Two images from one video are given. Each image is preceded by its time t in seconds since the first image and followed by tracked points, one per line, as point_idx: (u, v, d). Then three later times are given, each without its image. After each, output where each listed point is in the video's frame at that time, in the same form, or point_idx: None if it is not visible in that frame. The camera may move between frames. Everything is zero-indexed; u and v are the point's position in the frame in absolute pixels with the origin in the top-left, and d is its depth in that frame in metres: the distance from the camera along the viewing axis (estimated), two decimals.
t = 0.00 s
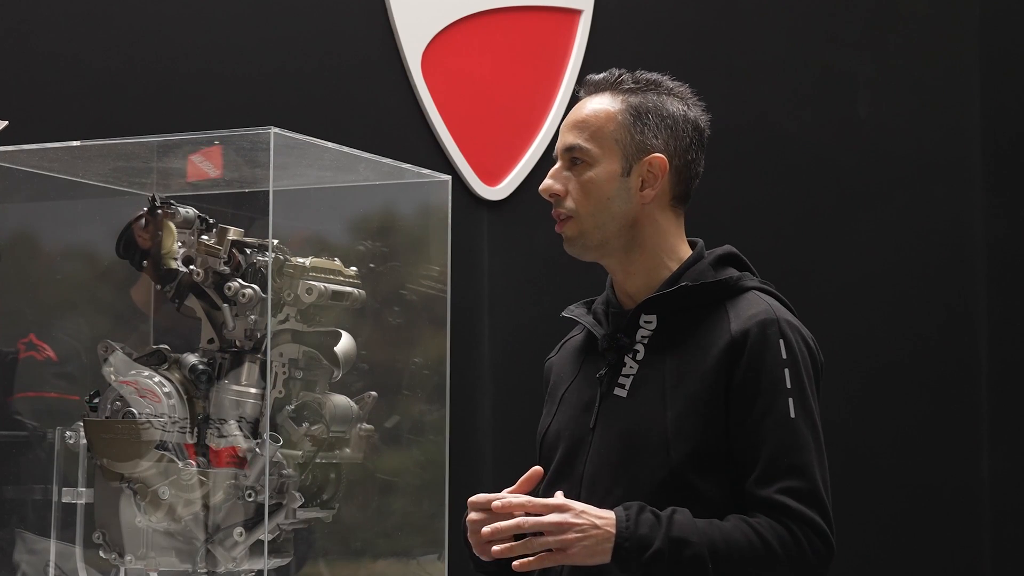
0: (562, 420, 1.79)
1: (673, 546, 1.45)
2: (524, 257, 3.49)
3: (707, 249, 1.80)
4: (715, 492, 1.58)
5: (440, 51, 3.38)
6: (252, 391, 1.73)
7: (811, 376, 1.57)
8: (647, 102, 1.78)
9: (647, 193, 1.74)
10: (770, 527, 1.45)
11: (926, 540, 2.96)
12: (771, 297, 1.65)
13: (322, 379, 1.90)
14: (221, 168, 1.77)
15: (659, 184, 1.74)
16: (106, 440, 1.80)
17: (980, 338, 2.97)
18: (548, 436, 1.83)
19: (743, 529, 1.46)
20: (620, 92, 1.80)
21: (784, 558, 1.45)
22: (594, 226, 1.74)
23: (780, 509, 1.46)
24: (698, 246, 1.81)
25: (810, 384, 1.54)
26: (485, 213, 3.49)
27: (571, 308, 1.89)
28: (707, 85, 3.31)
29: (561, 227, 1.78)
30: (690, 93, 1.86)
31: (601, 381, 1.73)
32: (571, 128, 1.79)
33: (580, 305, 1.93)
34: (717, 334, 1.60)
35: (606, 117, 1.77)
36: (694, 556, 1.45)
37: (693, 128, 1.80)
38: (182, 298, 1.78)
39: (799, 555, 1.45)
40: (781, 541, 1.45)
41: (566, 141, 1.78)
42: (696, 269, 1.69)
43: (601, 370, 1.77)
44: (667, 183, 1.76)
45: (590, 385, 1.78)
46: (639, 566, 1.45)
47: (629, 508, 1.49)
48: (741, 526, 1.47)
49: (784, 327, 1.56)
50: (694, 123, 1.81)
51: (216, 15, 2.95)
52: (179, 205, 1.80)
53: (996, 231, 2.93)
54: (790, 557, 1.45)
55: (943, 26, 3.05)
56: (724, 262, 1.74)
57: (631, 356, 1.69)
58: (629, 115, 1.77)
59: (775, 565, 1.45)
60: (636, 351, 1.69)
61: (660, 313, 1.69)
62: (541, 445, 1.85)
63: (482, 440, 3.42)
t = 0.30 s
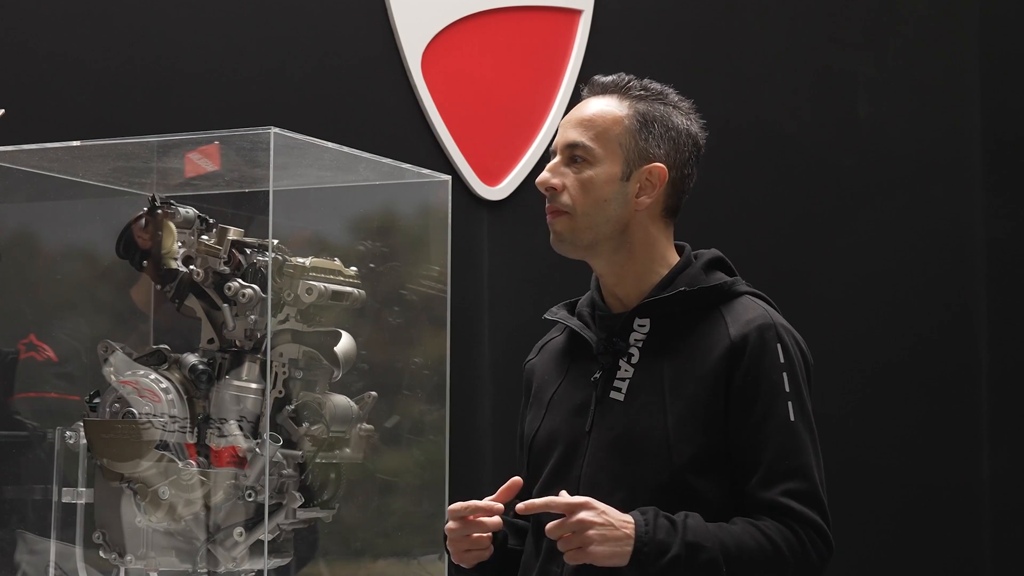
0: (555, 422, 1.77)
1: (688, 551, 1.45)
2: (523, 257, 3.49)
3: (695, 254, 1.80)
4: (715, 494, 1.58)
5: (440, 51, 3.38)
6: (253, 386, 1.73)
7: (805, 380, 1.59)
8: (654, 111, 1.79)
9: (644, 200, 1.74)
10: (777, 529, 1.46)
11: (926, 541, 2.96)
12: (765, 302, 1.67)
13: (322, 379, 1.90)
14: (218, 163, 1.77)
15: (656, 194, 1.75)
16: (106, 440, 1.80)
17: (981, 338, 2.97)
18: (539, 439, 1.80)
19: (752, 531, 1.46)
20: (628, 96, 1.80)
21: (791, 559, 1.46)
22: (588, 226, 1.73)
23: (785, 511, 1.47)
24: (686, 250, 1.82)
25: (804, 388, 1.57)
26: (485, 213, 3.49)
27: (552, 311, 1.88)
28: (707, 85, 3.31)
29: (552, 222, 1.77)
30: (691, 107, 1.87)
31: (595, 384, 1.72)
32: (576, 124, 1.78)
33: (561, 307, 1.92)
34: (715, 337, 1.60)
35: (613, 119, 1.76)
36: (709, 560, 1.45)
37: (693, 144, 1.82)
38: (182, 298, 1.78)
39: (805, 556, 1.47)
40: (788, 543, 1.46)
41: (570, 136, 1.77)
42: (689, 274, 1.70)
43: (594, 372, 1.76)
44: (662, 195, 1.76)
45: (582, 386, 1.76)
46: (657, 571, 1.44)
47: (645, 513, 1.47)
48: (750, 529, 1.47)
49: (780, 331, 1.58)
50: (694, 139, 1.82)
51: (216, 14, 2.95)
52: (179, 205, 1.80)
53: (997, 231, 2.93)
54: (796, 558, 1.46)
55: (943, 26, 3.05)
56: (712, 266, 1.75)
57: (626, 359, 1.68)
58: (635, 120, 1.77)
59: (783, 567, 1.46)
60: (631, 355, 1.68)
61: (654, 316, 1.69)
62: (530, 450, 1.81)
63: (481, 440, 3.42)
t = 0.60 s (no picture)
0: (554, 421, 1.77)
1: (697, 548, 1.45)
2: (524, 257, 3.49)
3: (692, 254, 1.80)
4: (717, 492, 1.59)
5: (440, 51, 3.38)
6: (254, 381, 1.74)
7: (805, 378, 1.60)
8: (669, 116, 1.79)
9: (665, 204, 1.76)
10: (782, 525, 1.47)
11: (927, 541, 2.96)
12: (764, 301, 1.67)
13: (322, 379, 1.90)
14: (215, 161, 1.77)
15: (674, 200, 1.78)
16: (106, 440, 1.80)
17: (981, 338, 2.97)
18: (538, 438, 1.79)
19: (758, 528, 1.47)
20: (641, 99, 1.77)
21: (796, 555, 1.47)
22: (624, 233, 1.69)
23: (789, 509, 1.48)
24: (681, 250, 1.81)
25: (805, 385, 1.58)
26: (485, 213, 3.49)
27: (548, 311, 1.87)
28: (707, 85, 3.31)
29: (581, 228, 1.70)
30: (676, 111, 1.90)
31: (595, 382, 1.71)
32: (600, 127, 1.72)
33: (557, 308, 1.91)
34: (716, 336, 1.60)
35: (637, 123, 1.74)
36: (716, 556, 1.45)
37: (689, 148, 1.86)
38: (182, 298, 1.78)
39: (810, 552, 1.48)
40: (792, 539, 1.47)
41: (597, 140, 1.71)
42: (688, 273, 1.70)
43: (593, 371, 1.75)
44: (677, 199, 1.79)
45: (581, 385, 1.76)
46: (666, 568, 1.45)
47: (655, 509, 1.48)
48: (756, 525, 1.47)
49: (780, 329, 1.58)
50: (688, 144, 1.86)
51: (217, 14, 2.95)
52: (179, 205, 1.80)
53: (997, 231, 2.93)
54: (801, 553, 1.47)
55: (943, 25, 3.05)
56: (709, 266, 1.74)
57: (626, 357, 1.67)
58: (654, 126, 1.76)
59: (788, 563, 1.47)
60: (631, 352, 1.67)
61: (654, 315, 1.68)
62: (529, 449, 1.81)
63: (482, 440, 3.42)
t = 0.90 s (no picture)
0: (560, 421, 1.77)
1: (709, 524, 1.45)
2: (525, 257, 3.49)
3: (695, 253, 1.80)
4: (723, 489, 1.59)
5: (440, 51, 3.38)
6: (255, 376, 1.74)
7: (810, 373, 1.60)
8: (675, 114, 1.82)
9: (674, 200, 1.78)
10: (793, 513, 1.48)
11: (928, 541, 2.96)
12: (770, 297, 1.67)
13: (322, 379, 1.90)
14: (218, 166, 1.77)
15: (682, 196, 1.80)
16: (106, 440, 1.80)
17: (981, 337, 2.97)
18: (543, 439, 1.79)
19: (769, 513, 1.48)
20: (650, 96, 1.81)
21: (806, 544, 1.47)
22: (640, 221, 1.70)
23: (799, 499, 1.48)
24: (688, 249, 1.82)
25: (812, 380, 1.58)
26: (485, 213, 3.49)
27: (554, 312, 1.88)
28: (707, 85, 3.32)
29: (597, 215, 1.70)
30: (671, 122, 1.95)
31: (602, 381, 1.72)
32: (615, 119, 1.74)
33: (563, 309, 1.92)
34: (724, 332, 1.60)
35: (650, 117, 1.76)
36: (727, 535, 1.45)
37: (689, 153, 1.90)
38: (182, 298, 1.78)
39: (819, 543, 1.48)
40: (803, 527, 1.47)
41: (613, 130, 1.73)
42: (694, 270, 1.70)
43: (600, 370, 1.76)
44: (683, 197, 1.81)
45: (587, 384, 1.77)
46: (676, 542, 1.44)
47: (669, 484, 1.48)
48: (767, 511, 1.48)
49: (788, 325, 1.59)
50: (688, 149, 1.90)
51: (216, 14, 2.95)
52: (179, 205, 1.80)
53: (997, 231, 2.93)
54: (811, 543, 1.48)
55: (943, 26, 3.05)
56: (714, 264, 1.75)
57: (633, 356, 1.68)
58: (664, 123, 1.79)
59: (798, 551, 1.47)
60: (638, 350, 1.68)
61: (660, 313, 1.69)
62: (535, 451, 1.81)
63: (482, 440, 3.43)
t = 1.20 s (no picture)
0: (566, 420, 1.78)
1: (710, 535, 1.45)
2: (525, 256, 3.49)
3: (703, 251, 1.80)
4: (729, 488, 1.58)
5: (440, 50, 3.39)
6: (256, 372, 1.74)
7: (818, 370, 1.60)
8: (679, 111, 1.83)
9: (679, 195, 1.78)
10: (797, 518, 1.47)
11: (929, 541, 2.96)
12: (777, 294, 1.67)
13: (322, 379, 1.90)
14: (219, 167, 1.77)
15: (687, 192, 1.80)
16: (106, 440, 1.80)
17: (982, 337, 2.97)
18: (550, 439, 1.80)
19: (773, 519, 1.47)
20: (654, 92, 1.81)
21: (811, 547, 1.47)
22: (642, 215, 1.70)
23: (803, 501, 1.48)
24: (696, 247, 1.82)
25: (819, 378, 1.57)
26: (485, 213, 3.49)
27: (563, 312, 1.89)
28: (706, 85, 3.32)
29: (598, 209, 1.70)
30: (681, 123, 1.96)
31: (608, 379, 1.73)
32: (616, 114, 1.75)
33: (573, 309, 1.92)
34: (730, 329, 1.60)
35: (652, 112, 1.77)
36: (730, 544, 1.45)
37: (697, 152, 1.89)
38: (182, 298, 1.78)
39: (824, 545, 1.48)
40: (807, 531, 1.47)
41: (614, 125, 1.74)
42: (701, 268, 1.70)
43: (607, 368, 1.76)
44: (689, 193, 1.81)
45: (594, 383, 1.78)
46: (679, 555, 1.45)
47: (667, 497, 1.48)
48: (769, 516, 1.47)
49: (795, 321, 1.58)
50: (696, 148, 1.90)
51: (215, 14, 2.95)
52: (179, 205, 1.80)
53: (996, 231, 2.93)
54: (815, 546, 1.47)
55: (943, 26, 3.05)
56: (723, 263, 1.75)
57: (639, 353, 1.69)
58: (668, 119, 1.80)
59: (803, 555, 1.47)
60: (645, 348, 1.68)
61: (667, 310, 1.70)
62: (542, 450, 1.82)
63: (482, 440, 3.43)
